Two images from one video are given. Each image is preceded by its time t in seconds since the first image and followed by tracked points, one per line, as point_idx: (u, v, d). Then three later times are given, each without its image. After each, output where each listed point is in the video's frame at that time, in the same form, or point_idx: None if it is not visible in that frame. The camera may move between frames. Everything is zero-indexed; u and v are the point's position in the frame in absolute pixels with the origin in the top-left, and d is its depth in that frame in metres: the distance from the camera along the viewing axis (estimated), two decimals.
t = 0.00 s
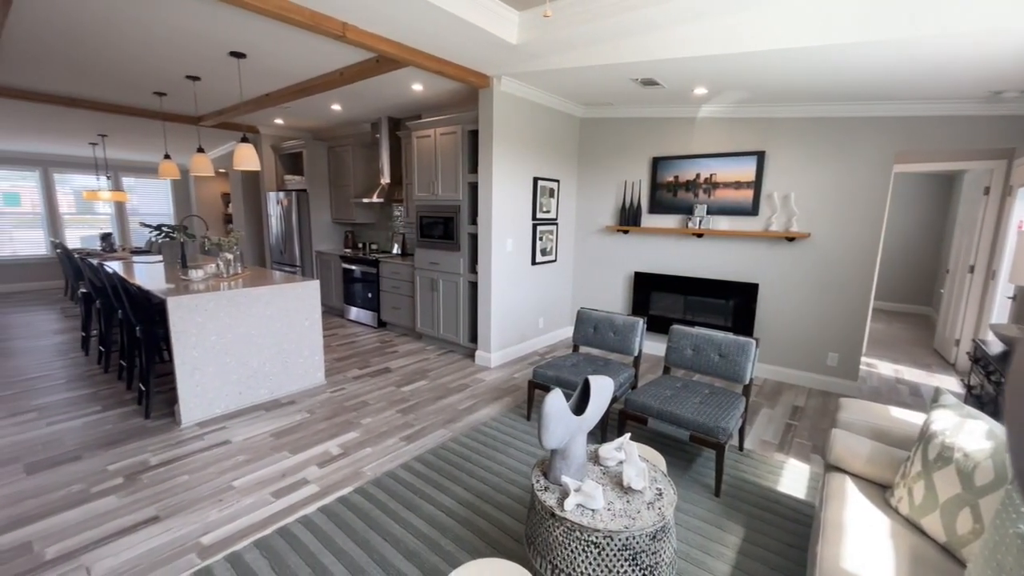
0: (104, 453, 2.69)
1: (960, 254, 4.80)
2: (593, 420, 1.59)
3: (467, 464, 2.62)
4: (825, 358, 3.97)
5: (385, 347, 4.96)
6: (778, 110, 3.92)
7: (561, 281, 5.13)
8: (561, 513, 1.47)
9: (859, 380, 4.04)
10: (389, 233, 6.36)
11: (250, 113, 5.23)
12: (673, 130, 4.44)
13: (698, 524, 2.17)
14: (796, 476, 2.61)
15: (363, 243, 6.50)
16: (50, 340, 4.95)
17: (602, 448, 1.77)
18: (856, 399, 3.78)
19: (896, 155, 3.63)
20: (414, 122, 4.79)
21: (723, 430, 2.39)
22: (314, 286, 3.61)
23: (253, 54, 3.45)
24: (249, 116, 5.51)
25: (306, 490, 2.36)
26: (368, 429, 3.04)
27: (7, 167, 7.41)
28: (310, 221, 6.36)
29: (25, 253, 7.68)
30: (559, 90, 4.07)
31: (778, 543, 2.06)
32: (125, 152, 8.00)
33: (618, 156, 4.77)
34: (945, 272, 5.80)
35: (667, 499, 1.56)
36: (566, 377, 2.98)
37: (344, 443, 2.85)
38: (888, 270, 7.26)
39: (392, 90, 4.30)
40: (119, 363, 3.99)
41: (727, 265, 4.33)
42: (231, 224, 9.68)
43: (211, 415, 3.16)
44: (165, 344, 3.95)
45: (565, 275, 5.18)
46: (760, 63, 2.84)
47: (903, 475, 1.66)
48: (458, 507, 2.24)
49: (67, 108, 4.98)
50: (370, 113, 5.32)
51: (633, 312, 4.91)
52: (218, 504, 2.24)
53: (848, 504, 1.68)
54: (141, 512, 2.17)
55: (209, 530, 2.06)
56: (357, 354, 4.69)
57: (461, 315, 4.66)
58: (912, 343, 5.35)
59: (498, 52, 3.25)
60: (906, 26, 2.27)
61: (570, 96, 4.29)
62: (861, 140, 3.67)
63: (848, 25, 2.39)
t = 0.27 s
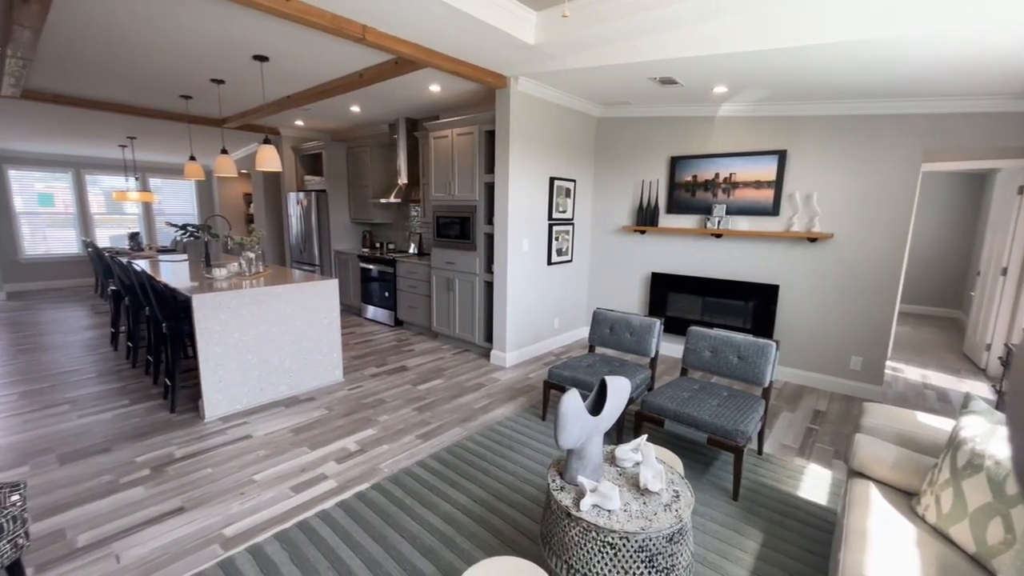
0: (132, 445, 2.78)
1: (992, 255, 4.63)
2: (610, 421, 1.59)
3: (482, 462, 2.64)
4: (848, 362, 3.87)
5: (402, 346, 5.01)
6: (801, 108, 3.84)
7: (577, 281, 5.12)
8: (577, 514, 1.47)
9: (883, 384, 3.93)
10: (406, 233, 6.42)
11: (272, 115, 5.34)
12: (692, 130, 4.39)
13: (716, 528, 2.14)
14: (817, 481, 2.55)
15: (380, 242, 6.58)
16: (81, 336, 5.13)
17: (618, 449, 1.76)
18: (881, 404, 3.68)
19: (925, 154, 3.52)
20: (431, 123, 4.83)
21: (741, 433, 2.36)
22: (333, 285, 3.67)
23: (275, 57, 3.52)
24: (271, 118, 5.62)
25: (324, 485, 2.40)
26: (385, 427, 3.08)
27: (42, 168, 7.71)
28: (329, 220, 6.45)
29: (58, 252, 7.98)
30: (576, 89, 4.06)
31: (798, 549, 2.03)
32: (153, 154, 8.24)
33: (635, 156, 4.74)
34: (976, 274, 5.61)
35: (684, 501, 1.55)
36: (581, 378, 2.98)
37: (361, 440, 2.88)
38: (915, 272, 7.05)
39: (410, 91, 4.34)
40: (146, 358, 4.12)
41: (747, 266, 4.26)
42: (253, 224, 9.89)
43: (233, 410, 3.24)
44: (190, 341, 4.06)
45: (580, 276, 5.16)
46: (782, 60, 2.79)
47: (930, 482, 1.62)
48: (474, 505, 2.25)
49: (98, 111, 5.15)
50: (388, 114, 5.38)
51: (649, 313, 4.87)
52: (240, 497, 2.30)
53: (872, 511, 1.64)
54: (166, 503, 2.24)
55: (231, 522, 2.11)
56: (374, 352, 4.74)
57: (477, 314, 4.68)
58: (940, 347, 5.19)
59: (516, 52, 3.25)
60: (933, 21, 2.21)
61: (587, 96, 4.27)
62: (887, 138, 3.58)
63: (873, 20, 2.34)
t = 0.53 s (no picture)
0: (158, 438, 2.86)
1: None
2: (626, 421, 1.58)
3: (498, 460, 2.65)
4: (872, 365, 3.78)
5: (418, 344, 5.05)
6: (824, 105, 3.76)
7: (593, 280, 5.10)
8: (593, 513, 1.47)
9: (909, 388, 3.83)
10: (422, 233, 6.47)
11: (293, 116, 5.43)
12: (711, 128, 4.33)
13: (734, 532, 2.11)
14: (839, 486, 2.50)
15: (397, 242, 6.64)
16: (110, 332, 5.29)
17: (635, 450, 1.75)
18: (906, 409, 3.58)
19: (955, 151, 3.42)
20: (448, 123, 4.85)
21: (761, 436, 2.32)
22: (351, 284, 3.72)
23: (297, 60, 3.59)
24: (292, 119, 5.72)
25: (342, 480, 2.44)
26: (401, 424, 3.11)
27: (74, 169, 7.98)
28: (347, 220, 6.54)
29: (89, 250, 8.25)
30: (593, 88, 4.04)
31: (819, 555, 1.99)
32: (178, 155, 8.46)
33: (653, 155, 4.69)
34: (1008, 275, 5.42)
35: (702, 503, 1.54)
36: (597, 377, 2.96)
37: (379, 436, 2.92)
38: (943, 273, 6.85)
39: (428, 91, 4.38)
40: (171, 354, 4.23)
41: (767, 267, 4.19)
42: (273, 224, 10.08)
43: (255, 405, 3.31)
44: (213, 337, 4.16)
45: (596, 276, 5.14)
46: (805, 56, 2.74)
47: (959, 489, 1.57)
48: (489, 503, 2.26)
49: (127, 114, 5.31)
50: (406, 115, 5.43)
51: (666, 313, 4.82)
52: (262, 489, 2.35)
53: (897, 517, 1.59)
54: (191, 494, 2.30)
55: (253, 514, 2.16)
56: (390, 350, 4.79)
57: (492, 314, 4.70)
58: (970, 351, 5.02)
59: (533, 52, 3.25)
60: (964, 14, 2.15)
61: (604, 94, 4.25)
62: (914, 135, 3.48)
63: (902, 14, 2.28)
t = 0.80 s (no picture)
0: (182, 431, 2.94)
1: None
2: (643, 422, 1.58)
3: (513, 459, 2.65)
4: (897, 369, 3.68)
5: (433, 342, 5.09)
6: (848, 102, 3.67)
7: (609, 280, 5.07)
8: (608, 513, 1.46)
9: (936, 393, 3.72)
10: (438, 232, 6.51)
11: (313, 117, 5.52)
12: (730, 126, 4.26)
13: (752, 536, 2.08)
14: (861, 492, 2.44)
15: (414, 241, 6.70)
16: (137, 328, 5.46)
17: (651, 451, 1.74)
18: (933, 414, 3.48)
19: (986, 148, 3.30)
20: (465, 123, 4.88)
21: (781, 439, 2.28)
22: (369, 282, 3.77)
23: (317, 62, 3.65)
24: (312, 120, 5.81)
25: (359, 476, 2.48)
26: (417, 421, 3.14)
27: (103, 170, 8.24)
28: (365, 219, 6.62)
29: (117, 248, 8.51)
30: (610, 87, 4.02)
31: (840, 562, 1.95)
32: (203, 156, 8.67)
33: (670, 154, 4.65)
34: None
35: (720, 505, 1.52)
36: (613, 378, 2.95)
37: (395, 433, 2.96)
38: (972, 274, 6.63)
39: (445, 91, 4.40)
40: (195, 350, 4.34)
41: (788, 267, 4.11)
42: (293, 223, 10.25)
43: (275, 401, 3.38)
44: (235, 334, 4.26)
45: (612, 275, 5.11)
46: (828, 53, 2.68)
47: (989, 497, 1.53)
48: (504, 501, 2.27)
49: (154, 116, 5.46)
50: (423, 115, 5.47)
51: (683, 314, 4.77)
52: (281, 483, 2.40)
53: (922, 525, 1.56)
54: (214, 486, 2.36)
55: (273, 507, 2.21)
56: (407, 349, 4.84)
57: (507, 313, 4.70)
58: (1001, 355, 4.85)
59: (550, 51, 3.25)
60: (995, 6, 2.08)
61: (621, 93, 4.22)
62: (943, 132, 3.38)
63: (930, 8, 2.22)
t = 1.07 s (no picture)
0: (205, 425, 3.01)
1: None
2: (660, 423, 1.57)
3: (528, 459, 2.66)
4: (923, 373, 3.58)
5: (448, 341, 5.12)
6: (872, 99, 3.59)
7: (625, 281, 5.03)
8: (624, 514, 1.46)
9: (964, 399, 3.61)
10: (454, 232, 6.55)
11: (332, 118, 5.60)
12: (750, 125, 4.20)
13: (770, 541, 2.05)
14: (885, 499, 2.39)
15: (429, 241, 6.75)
16: (162, 324, 5.61)
17: (668, 452, 1.73)
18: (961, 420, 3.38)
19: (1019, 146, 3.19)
20: (481, 124, 4.90)
21: (801, 443, 2.24)
22: (386, 281, 3.81)
23: (337, 64, 3.70)
24: (330, 121, 5.90)
25: (376, 472, 2.51)
26: (432, 419, 3.16)
27: (131, 171, 8.49)
28: (381, 219, 6.70)
29: (143, 247, 8.76)
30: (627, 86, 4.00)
31: (862, 569, 1.91)
32: (225, 157, 8.86)
33: (688, 153, 4.60)
34: None
35: (738, 509, 1.50)
36: (629, 379, 2.93)
37: (411, 431, 2.99)
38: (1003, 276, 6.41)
39: (462, 92, 4.43)
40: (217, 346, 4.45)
41: (809, 268, 4.03)
42: (312, 223, 10.41)
43: (294, 397, 3.44)
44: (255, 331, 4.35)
45: (628, 276, 5.07)
46: (853, 49, 2.63)
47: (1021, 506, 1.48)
48: (519, 500, 2.28)
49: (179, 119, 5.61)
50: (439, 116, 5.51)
51: (700, 315, 4.71)
52: (300, 478, 2.44)
53: (949, 533, 1.51)
54: (236, 480, 2.42)
55: (293, 501, 2.25)
56: (422, 347, 4.88)
57: (522, 313, 4.71)
58: None
59: (567, 50, 3.24)
60: None
61: (638, 92, 4.19)
62: (973, 129, 3.28)
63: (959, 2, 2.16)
